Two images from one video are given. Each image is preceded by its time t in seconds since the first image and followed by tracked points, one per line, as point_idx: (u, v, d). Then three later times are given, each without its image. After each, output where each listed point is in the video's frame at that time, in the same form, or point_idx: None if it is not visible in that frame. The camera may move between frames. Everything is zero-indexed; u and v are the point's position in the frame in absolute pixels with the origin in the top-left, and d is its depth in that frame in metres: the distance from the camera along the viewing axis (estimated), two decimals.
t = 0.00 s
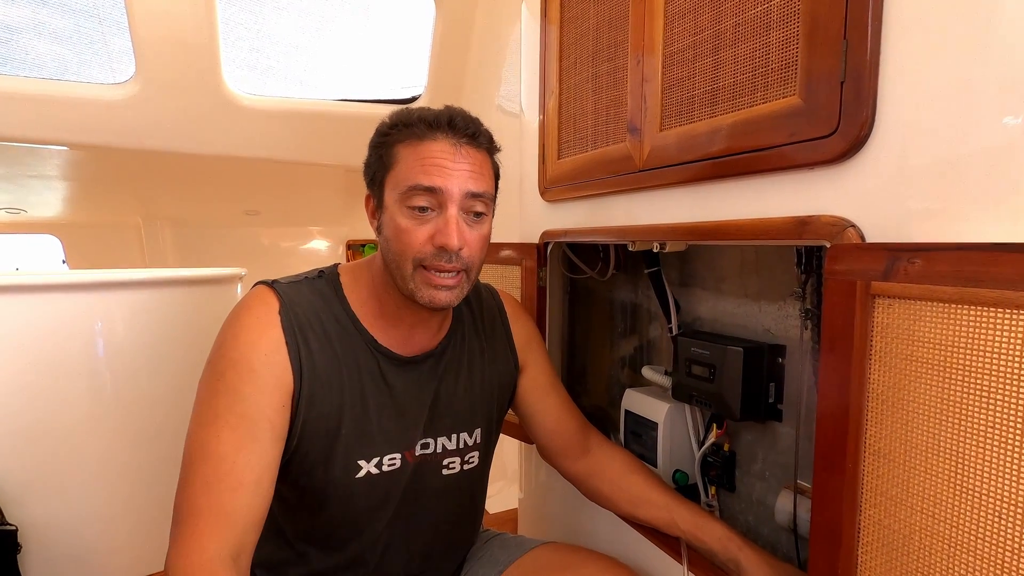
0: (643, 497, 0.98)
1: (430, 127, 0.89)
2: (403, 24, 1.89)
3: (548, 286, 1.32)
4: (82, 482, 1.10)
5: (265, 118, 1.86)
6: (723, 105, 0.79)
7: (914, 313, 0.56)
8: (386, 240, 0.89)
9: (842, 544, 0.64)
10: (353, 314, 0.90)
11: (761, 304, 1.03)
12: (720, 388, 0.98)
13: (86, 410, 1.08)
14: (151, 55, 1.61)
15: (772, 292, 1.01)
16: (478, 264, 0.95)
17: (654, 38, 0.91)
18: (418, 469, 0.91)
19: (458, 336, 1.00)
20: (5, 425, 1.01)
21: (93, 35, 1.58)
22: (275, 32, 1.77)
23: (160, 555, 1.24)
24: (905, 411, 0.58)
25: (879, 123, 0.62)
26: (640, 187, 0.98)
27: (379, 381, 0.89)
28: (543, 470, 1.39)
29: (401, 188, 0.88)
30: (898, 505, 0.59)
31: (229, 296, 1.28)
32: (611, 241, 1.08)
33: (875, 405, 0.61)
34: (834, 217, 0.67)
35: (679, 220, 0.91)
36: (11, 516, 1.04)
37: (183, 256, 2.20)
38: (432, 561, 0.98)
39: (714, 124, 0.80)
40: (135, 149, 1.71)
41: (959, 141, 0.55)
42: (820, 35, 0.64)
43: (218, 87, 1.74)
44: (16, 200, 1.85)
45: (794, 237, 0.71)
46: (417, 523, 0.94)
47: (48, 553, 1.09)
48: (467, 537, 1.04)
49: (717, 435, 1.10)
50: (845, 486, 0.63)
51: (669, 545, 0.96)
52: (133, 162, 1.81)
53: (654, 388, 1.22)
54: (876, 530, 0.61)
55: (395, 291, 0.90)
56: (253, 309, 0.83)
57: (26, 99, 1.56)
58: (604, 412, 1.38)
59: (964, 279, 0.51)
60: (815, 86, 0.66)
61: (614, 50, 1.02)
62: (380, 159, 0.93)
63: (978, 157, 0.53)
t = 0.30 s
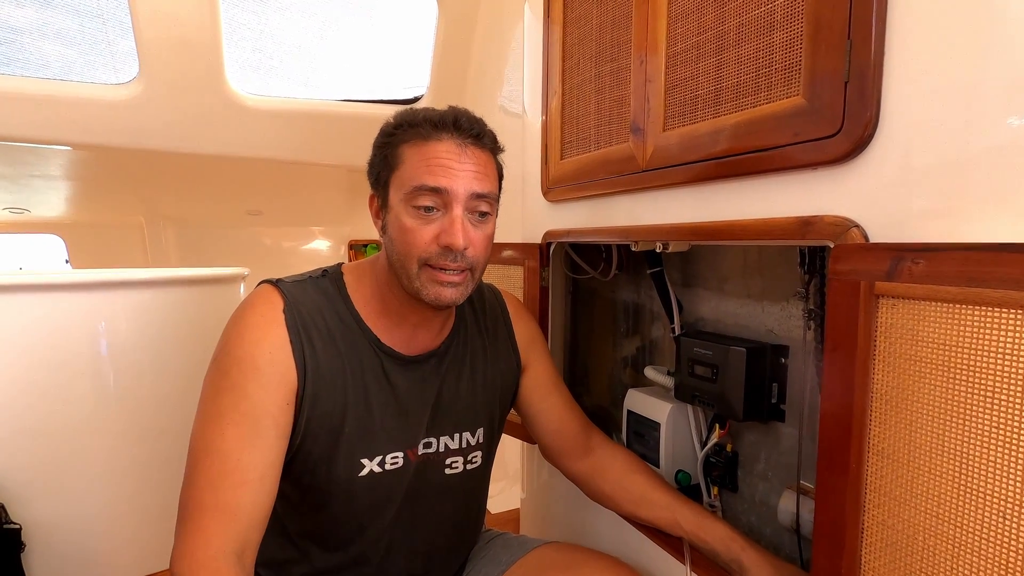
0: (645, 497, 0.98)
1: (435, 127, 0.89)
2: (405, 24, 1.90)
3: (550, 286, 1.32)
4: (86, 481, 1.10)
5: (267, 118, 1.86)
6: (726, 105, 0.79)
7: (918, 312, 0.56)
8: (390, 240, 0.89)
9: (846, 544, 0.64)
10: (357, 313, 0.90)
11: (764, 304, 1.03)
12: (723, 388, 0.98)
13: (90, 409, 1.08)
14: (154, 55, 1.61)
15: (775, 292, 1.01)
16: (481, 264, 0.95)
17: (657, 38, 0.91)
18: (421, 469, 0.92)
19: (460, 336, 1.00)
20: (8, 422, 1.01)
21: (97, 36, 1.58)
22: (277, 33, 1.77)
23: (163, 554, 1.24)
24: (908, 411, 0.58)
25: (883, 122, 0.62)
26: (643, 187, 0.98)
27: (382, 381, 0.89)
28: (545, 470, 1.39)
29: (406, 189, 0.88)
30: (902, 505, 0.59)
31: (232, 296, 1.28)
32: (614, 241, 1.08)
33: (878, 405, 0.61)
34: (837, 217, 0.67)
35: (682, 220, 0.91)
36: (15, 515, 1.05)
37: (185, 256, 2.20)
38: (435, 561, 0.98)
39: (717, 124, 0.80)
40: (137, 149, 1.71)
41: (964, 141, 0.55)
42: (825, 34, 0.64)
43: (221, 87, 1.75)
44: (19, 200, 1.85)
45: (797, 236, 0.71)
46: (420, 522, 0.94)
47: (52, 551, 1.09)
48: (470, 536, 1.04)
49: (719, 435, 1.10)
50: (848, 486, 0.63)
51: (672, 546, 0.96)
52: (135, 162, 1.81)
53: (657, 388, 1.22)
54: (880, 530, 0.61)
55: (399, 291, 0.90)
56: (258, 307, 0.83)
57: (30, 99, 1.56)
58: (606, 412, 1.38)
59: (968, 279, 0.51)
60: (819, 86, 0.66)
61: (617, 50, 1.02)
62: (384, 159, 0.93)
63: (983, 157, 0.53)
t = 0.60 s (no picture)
0: (645, 499, 0.98)
1: (436, 130, 0.89)
2: (406, 26, 1.90)
3: (550, 288, 1.33)
4: (86, 482, 1.10)
5: (268, 119, 1.87)
6: (726, 107, 0.79)
7: (917, 315, 0.56)
8: (391, 242, 0.90)
9: (845, 546, 0.64)
10: (357, 315, 0.90)
11: (764, 306, 1.03)
12: (723, 389, 0.98)
13: (90, 409, 1.08)
14: (156, 57, 1.62)
15: (775, 294, 1.01)
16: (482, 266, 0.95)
17: (658, 41, 0.92)
18: (421, 471, 0.92)
19: (461, 337, 1.00)
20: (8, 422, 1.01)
21: (98, 37, 1.59)
22: (278, 34, 1.77)
23: (164, 555, 1.24)
24: (908, 414, 0.58)
25: (883, 125, 0.62)
26: (643, 189, 0.98)
27: (382, 382, 0.89)
28: (545, 471, 1.39)
29: (407, 191, 0.88)
30: (901, 507, 0.59)
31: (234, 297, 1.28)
32: (614, 243, 1.08)
33: (878, 407, 0.61)
34: (837, 220, 0.67)
35: (682, 222, 0.92)
36: (15, 515, 1.05)
37: (186, 257, 2.21)
38: (435, 563, 0.98)
39: (717, 126, 0.81)
40: (138, 150, 1.72)
41: (963, 144, 0.55)
42: (824, 37, 0.65)
43: (222, 88, 1.75)
44: (20, 200, 1.85)
45: (797, 239, 0.72)
46: (420, 524, 0.94)
47: (52, 552, 1.09)
48: (470, 538, 1.04)
49: (719, 437, 1.10)
50: (848, 488, 0.64)
51: (671, 547, 0.96)
52: (136, 163, 1.81)
53: (657, 390, 1.22)
54: (879, 532, 0.61)
55: (400, 293, 0.91)
56: (259, 309, 0.84)
57: (31, 100, 1.56)
58: (607, 413, 1.38)
59: (967, 282, 0.52)
60: (818, 89, 0.66)
61: (618, 52, 1.02)
62: (386, 162, 0.93)
63: (982, 160, 0.53)
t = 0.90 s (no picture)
0: (646, 498, 0.98)
1: (436, 128, 0.89)
2: (407, 24, 1.89)
3: (551, 286, 1.32)
4: (87, 481, 1.10)
5: (269, 118, 1.87)
6: (727, 105, 0.79)
7: (920, 314, 0.56)
8: (391, 240, 0.89)
9: (847, 545, 0.64)
10: (357, 313, 0.90)
11: (765, 305, 1.03)
12: (724, 388, 0.98)
13: (90, 408, 1.08)
14: (157, 55, 1.61)
15: (776, 293, 1.01)
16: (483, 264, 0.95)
17: (659, 38, 0.91)
18: (422, 470, 0.92)
19: (461, 336, 1.00)
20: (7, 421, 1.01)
21: (99, 35, 1.58)
22: (279, 32, 1.77)
23: (164, 554, 1.24)
24: (910, 413, 0.58)
25: (885, 123, 0.61)
26: (644, 188, 0.98)
27: (382, 381, 0.89)
28: (546, 470, 1.39)
29: (407, 189, 0.87)
30: (904, 507, 0.59)
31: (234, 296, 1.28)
32: (615, 241, 1.08)
33: (880, 406, 0.61)
34: (839, 218, 0.67)
35: (683, 221, 0.91)
36: (15, 514, 1.05)
37: (187, 255, 2.21)
38: (436, 562, 0.98)
39: (718, 125, 0.80)
40: (139, 148, 1.72)
41: (966, 142, 0.55)
42: (827, 35, 0.64)
43: (223, 87, 1.75)
44: (20, 199, 1.85)
45: (799, 237, 0.71)
46: (421, 523, 0.94)
47: (53, 551, 1.09)
48: (471, 537, 1.04)
49: (720, 436, 1.10)
50: (849, 487, 0.63)
51: (672, 546, 0.96)
52: (137, 161, 1.81)
53: (658, 389, 1.22)
54: (882, 532, 0.61)
55: (400, 291, 0.90)
56: (259, 307, 0.83)
57: (32, 99, 1.56)
58: (607, 412, 1.38)
59: (969, 280, 0.51)
60: (820, 88, 0.66)
61: (619, 50, 1.02)
62: (386, 160, 0.93)
63: (986, 157, 0.53)
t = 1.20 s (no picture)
0: (646, 499, 0.98)
1: (436, 129, 0.89)
2: (407, 25, 1.90)
3: (551, 287, 1.32)
4: (84, 482, 1.09)
5: (269, 118, 1.86)
6: (727, 107, 0.79)
7: (920, 316, 0.56)
8: (391, 240, 0.89)
9: (848, 547, 0.64)
10: (357, 315, 0.90)
11: (765, 306, 1.03)
12: (723, 390, 0.98)
13: (89, 409, 1.07)
14: (156, 56, 1.61)
15: (776, 294, 1.01)
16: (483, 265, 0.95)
17: (659, 40, 0.91)
18: (421, 471, 0.91)
19: (461, 337, 1.00)
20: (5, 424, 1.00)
21: (99, 36, 1.58)
22: (279, 33, 1.77)
23: (162, 556, 1.23)
24: (911, 415, 0.58)
25: (885, 124, 0.61)
26: (644, 189, 0.98)
27: (381, 383, 0.89)
28: (545, 471, 1.39)
29: (407, 190, 0.87)
30: (904, 509, 0.59)
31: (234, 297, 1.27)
32: (615, 242, 1.08)
33: (880, 409, 0.60)
34: (839, 220, 0.67)
35: (683, 222, 0.91)
36: (13, 514, 1.04)
37: (186, 256, 2.20)
38: (435, 564, 0.98)
39: (718, 126, 0.80)
40: (138, 149, 1.71)
41: (965, 144, 0.55)
42: (827, 36, 0.64)
43: (222, 88, 1.75)
44: (20, 199, 1.85)
45: (799, 239, 0.71)
46: (420, 525, 0.94)
47: (51, 553, 1.09)
48: (470, 539, 1.04)
49: (720, 438, 1.10)
50: (850, 490, 0.63)
51: (671, 547, 0.95)
52: (137, 162, 1.81)
53: (657, 390, 1.22)
54: (882, 534, 0.61)
55: (400, 292, 0.90)
56: (258, 309, 0.83)
57: (32, 100, 1.56)
58: (607, 413, 1.38)
59: (969, 282, 0.51)
60: (820, 89, 0.66)
61: (619, 51, 1.02)
62: (385, 160, 0.93)
63: (986, 159, 0.53)
